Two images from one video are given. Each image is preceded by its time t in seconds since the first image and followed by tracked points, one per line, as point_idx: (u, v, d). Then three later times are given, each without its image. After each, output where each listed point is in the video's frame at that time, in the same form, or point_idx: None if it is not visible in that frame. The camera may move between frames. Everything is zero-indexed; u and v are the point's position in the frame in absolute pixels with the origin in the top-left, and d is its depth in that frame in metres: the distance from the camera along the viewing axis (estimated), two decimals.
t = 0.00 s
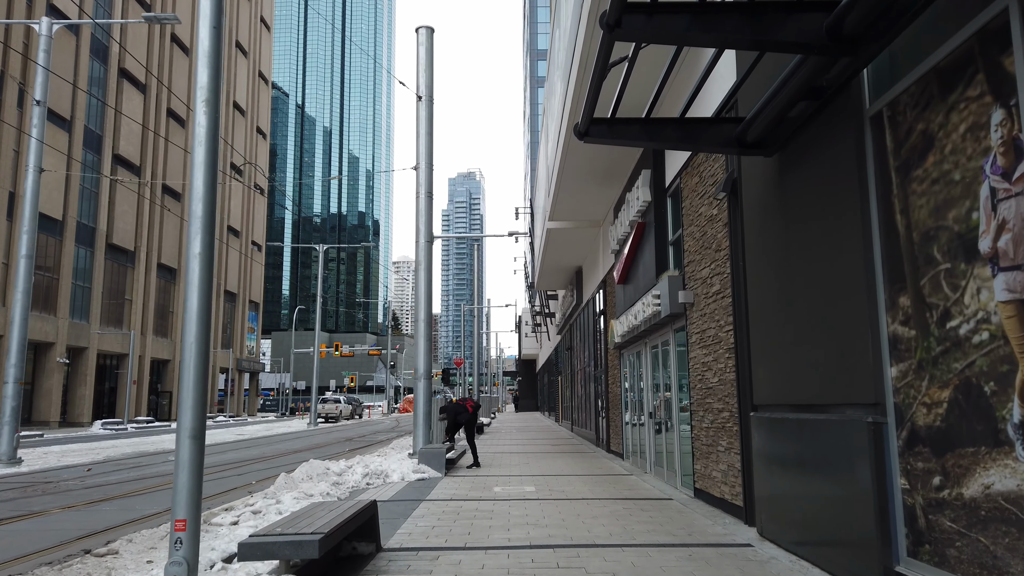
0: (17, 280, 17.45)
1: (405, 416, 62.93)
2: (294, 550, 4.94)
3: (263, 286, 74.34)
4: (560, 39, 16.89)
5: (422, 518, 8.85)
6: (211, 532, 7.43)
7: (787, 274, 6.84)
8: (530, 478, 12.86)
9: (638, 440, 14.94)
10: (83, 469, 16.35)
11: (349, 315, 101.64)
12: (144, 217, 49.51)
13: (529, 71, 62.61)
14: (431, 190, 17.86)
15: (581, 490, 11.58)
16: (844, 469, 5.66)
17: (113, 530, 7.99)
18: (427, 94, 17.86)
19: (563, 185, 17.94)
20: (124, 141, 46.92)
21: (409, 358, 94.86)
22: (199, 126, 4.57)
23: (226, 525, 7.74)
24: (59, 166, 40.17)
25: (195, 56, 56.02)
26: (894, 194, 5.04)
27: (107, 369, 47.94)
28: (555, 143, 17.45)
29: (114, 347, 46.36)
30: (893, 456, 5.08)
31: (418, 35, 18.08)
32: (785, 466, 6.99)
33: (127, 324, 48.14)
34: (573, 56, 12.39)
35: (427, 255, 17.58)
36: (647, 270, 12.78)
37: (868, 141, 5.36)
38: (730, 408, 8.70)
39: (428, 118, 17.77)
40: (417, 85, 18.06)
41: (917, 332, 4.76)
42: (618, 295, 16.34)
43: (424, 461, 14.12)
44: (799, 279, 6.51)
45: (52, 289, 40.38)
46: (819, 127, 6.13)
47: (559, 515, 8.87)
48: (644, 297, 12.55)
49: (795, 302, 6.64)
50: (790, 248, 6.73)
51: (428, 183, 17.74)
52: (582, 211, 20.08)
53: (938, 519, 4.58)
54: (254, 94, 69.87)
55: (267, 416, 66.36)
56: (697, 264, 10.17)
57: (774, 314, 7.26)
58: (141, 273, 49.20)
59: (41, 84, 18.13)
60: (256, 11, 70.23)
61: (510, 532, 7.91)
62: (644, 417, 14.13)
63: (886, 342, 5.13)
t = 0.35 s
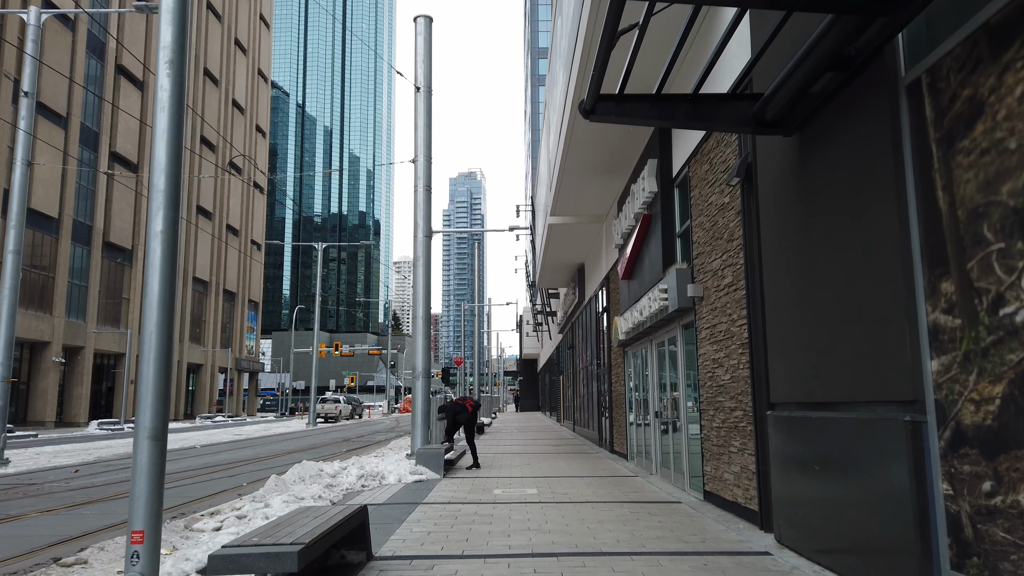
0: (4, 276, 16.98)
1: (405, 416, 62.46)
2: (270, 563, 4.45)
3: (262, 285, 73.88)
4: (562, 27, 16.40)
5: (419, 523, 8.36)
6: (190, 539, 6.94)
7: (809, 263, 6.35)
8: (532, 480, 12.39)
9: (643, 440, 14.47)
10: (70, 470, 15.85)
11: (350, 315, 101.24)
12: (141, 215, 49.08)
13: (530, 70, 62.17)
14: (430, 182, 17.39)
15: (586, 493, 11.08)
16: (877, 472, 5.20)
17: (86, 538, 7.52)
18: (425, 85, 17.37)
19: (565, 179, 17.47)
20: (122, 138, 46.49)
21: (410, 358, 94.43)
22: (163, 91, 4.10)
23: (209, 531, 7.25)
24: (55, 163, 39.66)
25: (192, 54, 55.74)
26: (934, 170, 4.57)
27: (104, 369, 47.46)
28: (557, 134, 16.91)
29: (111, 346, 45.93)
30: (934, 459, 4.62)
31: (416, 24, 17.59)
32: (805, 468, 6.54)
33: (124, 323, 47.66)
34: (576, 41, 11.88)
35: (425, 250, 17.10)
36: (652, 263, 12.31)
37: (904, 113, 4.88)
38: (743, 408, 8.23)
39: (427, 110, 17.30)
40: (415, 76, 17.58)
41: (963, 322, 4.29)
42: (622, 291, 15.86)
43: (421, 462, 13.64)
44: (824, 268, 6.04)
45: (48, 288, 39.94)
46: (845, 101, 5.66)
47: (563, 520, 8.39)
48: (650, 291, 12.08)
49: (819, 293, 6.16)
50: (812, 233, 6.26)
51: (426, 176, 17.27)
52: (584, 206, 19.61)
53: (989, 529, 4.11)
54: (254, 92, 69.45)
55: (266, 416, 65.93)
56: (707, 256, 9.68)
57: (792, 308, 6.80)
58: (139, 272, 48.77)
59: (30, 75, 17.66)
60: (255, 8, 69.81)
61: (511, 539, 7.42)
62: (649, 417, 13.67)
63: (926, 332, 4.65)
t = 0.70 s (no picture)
0: None
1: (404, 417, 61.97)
2: None
3: (260, 284, 73.43)
4: (563, 16, 15.92)
5: (412, 531, 7.88)
6: (162, 550, 6.43)
7: (830, 252, 5.93)
8: (531, 483, 11.93)
9: (647, 441, 14.01)
10: (56, 471, 15.40)
11: (350, 314, 100.84)
12: (138, 213, 48.71)
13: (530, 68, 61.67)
14: (428, 176, 16.90)
15: (588, 497, 10.59)
16: (911, 478, 4.77)
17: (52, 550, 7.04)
18: (423, 76, 16.86)
19: (566, 174, 16.98)
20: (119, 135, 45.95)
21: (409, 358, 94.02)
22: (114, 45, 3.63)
23: (185, 541, 6.76)
24: (49, 161, 39.21)
25: (190, 51, 55.40)
26: (983, 147, 4.11)
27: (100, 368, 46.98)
28: (558, 126, 16.41)
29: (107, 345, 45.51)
30: (981, 468, 4.20)
31: (413, 13, 17.12)
32: (825, 473, 6.10)
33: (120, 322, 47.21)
34: (579, 25, 11.35)
35: (422, 246, 16.60)
36: (657, 257, 11.83)
37: (946, 84, 4.42)
38: (755, 408, 7.78)
39: (424, 101, 16.82)
40: (411, 68, 17.09)
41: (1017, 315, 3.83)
42: (624, 287, 15.39)
43: (417, 464, 13.16)
44: (848, 258, 5.61)
45: (43, 285, 39.50)
46: (874, 76, 5.21)
47: (563, 529, 7.90)
48: (655, 286, 11.58)
49: (842, 285, 5.73)
50: (834, 222, 5.84)
51: (423, 170, 16.77)
52: (587, 202, 19.14)
53: None
54: (252, 90, 68.98)
55: (264, 416, 65.46)
56: (715, 249, 9.24)
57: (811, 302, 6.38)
58: (135, 270, 48.31)
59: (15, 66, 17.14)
60: (254, 6, 69.53)
61: (510, 550, 6.93)
62: (654, 417, 13.22)
63: (970, 327, 4.21)
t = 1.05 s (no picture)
0: None
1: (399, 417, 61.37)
2: None
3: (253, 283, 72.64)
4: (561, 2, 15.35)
5: (398, 542, 7.33)
6: (120, 565, 5.90)
7: (852, 239, 5.44)
8: (527, 489, 11.38)
9: (647, 443, 13.47)
10: (32, 475, 14.81)
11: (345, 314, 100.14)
12: (128, 211, 48.04)
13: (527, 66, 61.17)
14: (420, 169, 16.39)
15: (586, 503, 10.07)
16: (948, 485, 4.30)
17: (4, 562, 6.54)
18: (414, 66, 16.34)
19: (563, 168, 16.46)
20: (107, 132, 45.21)
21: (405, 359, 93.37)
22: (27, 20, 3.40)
23: (148, 555, 6.21)
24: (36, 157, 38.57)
25: (181, 47, 54.78)
26: None
27: (89, 369, 46.33)
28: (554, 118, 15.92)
29: (95, 345, 44.78)
30: None
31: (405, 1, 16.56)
32: (846, 479, 5.62)
33: (109, 321, 46.56)
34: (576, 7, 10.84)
35: (414, 241, 16.07)
36: (658, 250, 11.33)
37: (991, 45, 3.94)
38: (765, 410, 7.28)
39: (416, 92, 16.28)
40: (404, 58, 16.55)
41: None
42: (623, 284, 14.86)
43: (407, 468, 12.63)
44: (875, 245, 5.12)
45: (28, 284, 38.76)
46: (902, 42, 4.73)
47: (560, 539, 7.37)
48: (656, 282, 11.06)
49: (867, 276, 5.24)
50: (856, 206, 5.36)
51: (415, 162, 16.25)
52: (585, 197, 18.58)
53: None
54: (246, 87, 68.36)
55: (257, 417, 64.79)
56: (720, 240, 8.74)
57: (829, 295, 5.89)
58: (125, 269, 47.63)
59: None
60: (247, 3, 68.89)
61: (502, 563, 6.38)
62: (654, 418, 12.74)
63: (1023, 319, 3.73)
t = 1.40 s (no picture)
0: None
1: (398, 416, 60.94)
2: None
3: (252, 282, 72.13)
4: None
5: (390, 548, 6.81)
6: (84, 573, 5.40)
7: (883, 220, 4.98)
8: (528, 489, 10.88)
9: (652, 443, 12.98)
10: (16, 475, 14.31)
11: (345, 314, 99.67)
12: (125, 208, 47.62)
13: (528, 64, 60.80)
14: (417, 160, 15.91)
15: (589, 505, 9.55)
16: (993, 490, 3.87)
17: None
18: (411, 53, 15.85)
19: (564, 158, 15.95)
20: (104, 128, 44.80)
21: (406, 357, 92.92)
22: None
23: (118, 562, 5.73)
24: (32, 152, 38.13)
25: (180, 43, 54.38)
26: None
27: (85, 367, 45.87)
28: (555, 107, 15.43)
29: (91, 344, 44.32)
30: None
31: None
32: (871, 481, 5.18)
33: (106, 320, 46.09)
34: None
35: (411, 235, 15.59)
36: (664, 241, 10.86)
37: None
38: (782, 406, 6.81)
39: (413, 80, 15.78)
40: (400, 46, 16.06)
41: None
42: (627, 278, 14.36)
43: (403, 467, 12.13)
44: (906, 227, 4.67)
45: (24, 281, 38.34)
46: None
47: (563, 544, 6.87)
48: (662, 274, 10.57)
49: (898, 260, 4.79)
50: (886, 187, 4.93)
51: (412, 152, 15.77)
52: (587, 189, 18.07)
53: None
54: (245, 85, 67.81)
55: (256, 416, 64.26)
56: (732, 226, 8.25)
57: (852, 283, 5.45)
58: (122, 267, 47.16)
59: None
60: None
61: (501, 571, 5.88)
62: (659, 416, 12.28)
63: None
